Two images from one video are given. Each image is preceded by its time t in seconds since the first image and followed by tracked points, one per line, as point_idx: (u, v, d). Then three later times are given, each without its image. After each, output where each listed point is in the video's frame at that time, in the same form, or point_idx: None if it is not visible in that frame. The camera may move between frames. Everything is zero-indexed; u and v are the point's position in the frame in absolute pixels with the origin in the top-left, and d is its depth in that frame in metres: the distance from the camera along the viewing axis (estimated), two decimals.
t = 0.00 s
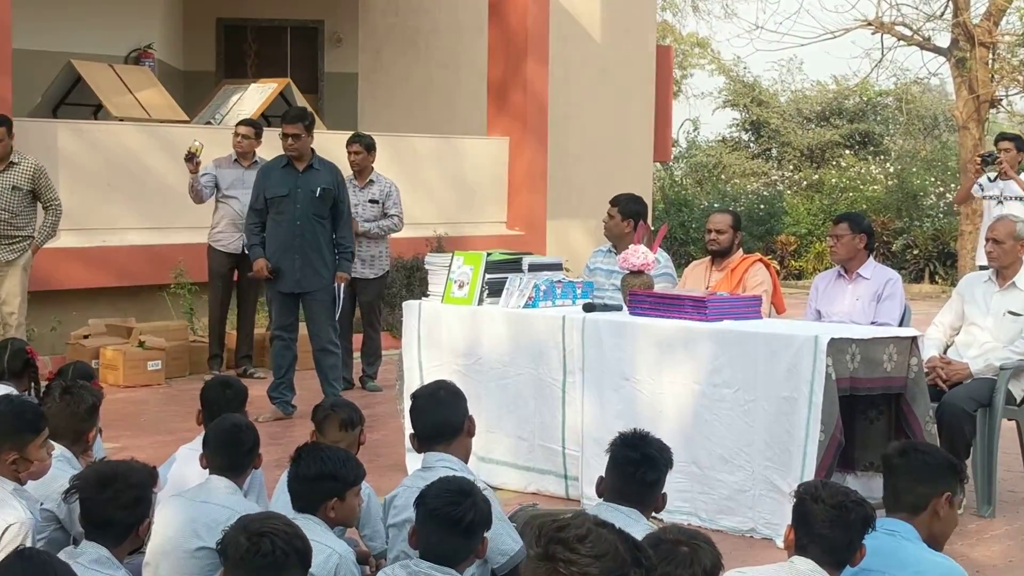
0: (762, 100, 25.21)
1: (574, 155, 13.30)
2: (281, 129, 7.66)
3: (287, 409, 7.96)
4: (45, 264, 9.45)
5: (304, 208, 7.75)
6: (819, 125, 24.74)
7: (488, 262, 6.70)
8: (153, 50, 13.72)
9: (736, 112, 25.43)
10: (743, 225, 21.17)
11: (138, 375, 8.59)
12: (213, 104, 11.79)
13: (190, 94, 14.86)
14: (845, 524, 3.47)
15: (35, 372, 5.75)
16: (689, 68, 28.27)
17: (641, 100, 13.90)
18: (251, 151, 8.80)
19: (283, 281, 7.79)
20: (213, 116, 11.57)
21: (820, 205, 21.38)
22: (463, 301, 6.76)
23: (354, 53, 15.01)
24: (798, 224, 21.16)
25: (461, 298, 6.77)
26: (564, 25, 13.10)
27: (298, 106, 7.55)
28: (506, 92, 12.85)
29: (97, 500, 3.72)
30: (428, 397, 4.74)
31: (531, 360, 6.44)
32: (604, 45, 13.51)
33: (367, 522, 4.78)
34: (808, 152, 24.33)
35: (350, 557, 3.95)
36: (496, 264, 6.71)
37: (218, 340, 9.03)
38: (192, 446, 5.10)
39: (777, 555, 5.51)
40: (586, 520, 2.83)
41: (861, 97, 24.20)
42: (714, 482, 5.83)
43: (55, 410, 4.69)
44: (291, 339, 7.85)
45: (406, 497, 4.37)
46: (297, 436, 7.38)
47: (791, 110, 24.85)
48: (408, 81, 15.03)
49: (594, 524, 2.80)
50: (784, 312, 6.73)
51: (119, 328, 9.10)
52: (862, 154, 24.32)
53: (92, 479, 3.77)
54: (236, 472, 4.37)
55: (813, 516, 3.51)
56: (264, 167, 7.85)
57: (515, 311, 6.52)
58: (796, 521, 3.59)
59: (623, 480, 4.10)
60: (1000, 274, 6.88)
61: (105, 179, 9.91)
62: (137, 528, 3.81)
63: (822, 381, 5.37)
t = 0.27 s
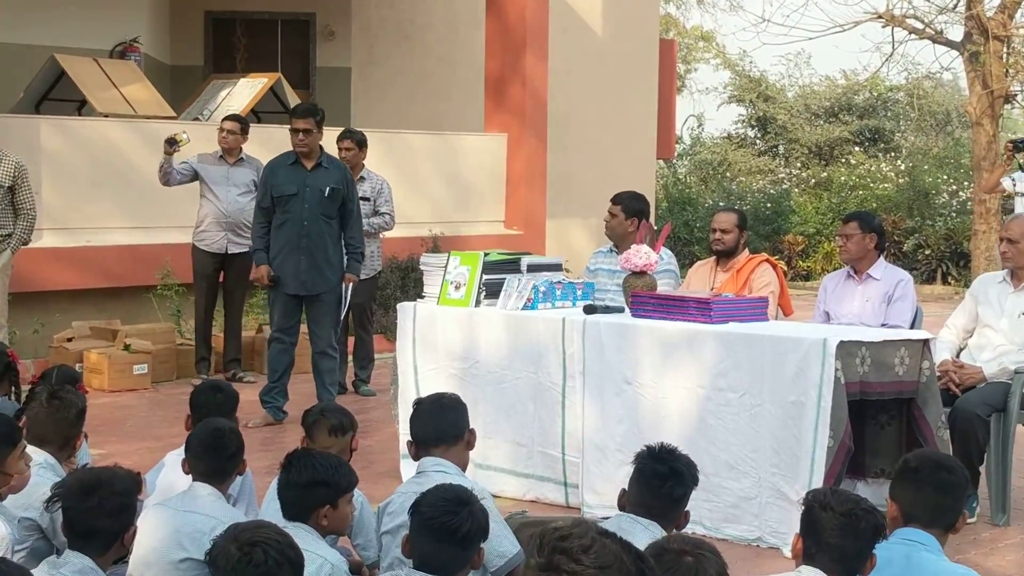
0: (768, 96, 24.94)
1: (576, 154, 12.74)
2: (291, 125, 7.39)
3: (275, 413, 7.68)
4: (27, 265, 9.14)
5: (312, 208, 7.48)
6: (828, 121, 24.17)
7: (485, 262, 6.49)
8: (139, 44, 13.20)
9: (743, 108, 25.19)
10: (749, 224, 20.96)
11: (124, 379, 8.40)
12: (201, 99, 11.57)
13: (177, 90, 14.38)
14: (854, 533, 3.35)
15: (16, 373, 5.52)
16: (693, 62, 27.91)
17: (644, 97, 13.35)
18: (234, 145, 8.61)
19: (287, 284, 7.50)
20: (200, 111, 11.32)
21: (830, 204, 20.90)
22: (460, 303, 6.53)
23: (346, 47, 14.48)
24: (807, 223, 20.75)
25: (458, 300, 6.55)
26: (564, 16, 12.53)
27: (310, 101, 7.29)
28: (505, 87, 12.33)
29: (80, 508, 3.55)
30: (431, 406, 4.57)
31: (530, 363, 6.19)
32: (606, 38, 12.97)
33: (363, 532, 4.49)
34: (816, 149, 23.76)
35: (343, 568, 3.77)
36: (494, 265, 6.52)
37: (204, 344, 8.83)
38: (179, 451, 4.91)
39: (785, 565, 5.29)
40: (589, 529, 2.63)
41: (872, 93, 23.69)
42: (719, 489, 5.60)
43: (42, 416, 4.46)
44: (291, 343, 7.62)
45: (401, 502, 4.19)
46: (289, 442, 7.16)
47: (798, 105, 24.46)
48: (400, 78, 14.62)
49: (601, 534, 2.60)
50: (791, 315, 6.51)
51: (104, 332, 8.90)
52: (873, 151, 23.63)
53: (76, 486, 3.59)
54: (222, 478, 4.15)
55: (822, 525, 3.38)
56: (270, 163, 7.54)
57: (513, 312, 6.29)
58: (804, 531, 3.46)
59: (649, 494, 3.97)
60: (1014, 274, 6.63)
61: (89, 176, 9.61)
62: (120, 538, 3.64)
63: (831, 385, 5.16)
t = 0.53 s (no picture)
0: (787, 80, 23.94)
1: (578, 143, 11.95)
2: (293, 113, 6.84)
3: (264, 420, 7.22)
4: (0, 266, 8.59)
5: (310, 204, 6.94)
6: (849, 108, 23.68)
7: (483, 260, 6.08)
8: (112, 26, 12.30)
9: (758, 94, 24.19)
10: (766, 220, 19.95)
11: (95, 386, 8.00)
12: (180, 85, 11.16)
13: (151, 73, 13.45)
14: (879, 549, 3.12)
15: None
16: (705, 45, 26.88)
17: (647, 79, 12.49)
18: (211, 133, 8.22)
19: (280, 283, 7.00)
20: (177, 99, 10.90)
21: (852, 197, 20.51)
22: (456, 303, 6.11)
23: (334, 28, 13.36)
24: (827, 218, 20.23)
25: (454, 300, 6.12)
26: None
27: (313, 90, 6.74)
28: (504, 72, 11.64)
29: (53, 523, 3.18)
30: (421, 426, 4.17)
31: (532, 368, 5.77)
32: (611, 19, 12.10)
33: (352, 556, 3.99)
34: (837, 138, 23.18)
35: None
36: (493, 263, 6.10)
37: (184, 347, 8.39)
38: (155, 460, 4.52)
39: None
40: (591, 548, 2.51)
41: (896, 79, 23.27)
42: (734, 503, 5.16)
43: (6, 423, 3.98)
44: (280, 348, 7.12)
45: (388, 516, 3.81)
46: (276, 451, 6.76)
47: (817, 91, 23.67)
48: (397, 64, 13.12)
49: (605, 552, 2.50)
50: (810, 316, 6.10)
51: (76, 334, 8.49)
52: (897, 140, 23.24)
53: (43, 500, 3.22)
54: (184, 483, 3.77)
55: (843, 540, 3.16)
56: (271, 153, 7.02)
57: (512, 312, 5.88)
58: (823, 549, 3.23)
59: (660, 507, 3.58)
60: None
61: (60, 169, 8.95)
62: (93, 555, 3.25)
63: (853, 391, 4.75)
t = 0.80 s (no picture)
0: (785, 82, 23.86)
1: (576, 143, 11.93)
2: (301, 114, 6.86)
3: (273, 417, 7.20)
4: None
5: (314, 206, 6.93)
6: (849, 110, 23.52)
7: (483, 262, 6.09)
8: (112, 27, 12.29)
9: (758, 95, 24.11)
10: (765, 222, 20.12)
11: (96, 387, 8.00)
12: (179, 87, 11.14)
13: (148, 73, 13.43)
14: (879, 551, 3.16)
15: None
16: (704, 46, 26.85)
17: (648, 85, 12.51)
18: (210, 135, 8.22)
19: (282, 284, 6.98)
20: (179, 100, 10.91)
21: (852, 199, 20.32)
22: (456, 306, 6.11)
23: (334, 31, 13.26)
24: (826, 220, 20.18)
25: (453, 303, 6.12)
26: None
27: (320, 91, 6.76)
28: (503, 73, 11.64)
29: (53, 526, 3.19)
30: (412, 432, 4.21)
31: (532, 370, 5.76)
32: (613, 21, 12.11)
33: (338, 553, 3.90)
34: (837, 140, 23.03)
35: None
36: (492, 265, 6.11)
37: (182, 349, 8.38)
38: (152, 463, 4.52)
39: None
40: (593, 551, 2.77)
41: (896, 79, 23.16)
42: (733, 506, 5.16)
43: None
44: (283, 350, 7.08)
45: (387, 522, 3.82)
46: (272, 454, 6.75)
47: (817, 92, 23.56)
48: (396, 61, 13.10)
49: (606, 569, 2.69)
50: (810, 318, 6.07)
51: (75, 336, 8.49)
52: (897, 142, 23.02)
53: (42, 503, 3.23)
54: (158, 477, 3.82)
55: (843, 542, 3.19)
56: (279, 154, 7.05)
57: (513, 315, 5.86)
58: (823, 550, 3.27)
59: (653, 508, 3.68)
60: None
61: (59, 170, 8.96)
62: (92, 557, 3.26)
63: (853, 395, 4.75)
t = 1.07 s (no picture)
0: (790, 80, 23.63)
1: (576, 142, 11.80)
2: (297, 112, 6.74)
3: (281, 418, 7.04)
4: None
5: (310, 204, 6.82)
6: (856, 108, 23.24)
7: (482, 262, 5.99)
8: (102, 23, 12.06)
9: (763, 94, 23.90)
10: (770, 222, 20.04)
11: (87, 390, 7.88)
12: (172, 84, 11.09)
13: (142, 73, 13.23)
14: (887, 557, 3.06)
15: None
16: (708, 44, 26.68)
17: (654, 83, 12.39)
18: (203, 134, 8.13)
19: (279, 285, 6.84)
20: (170, 98, 10.83)
21: (858, 199, 20.19)
22: (454, 306, 6.00)
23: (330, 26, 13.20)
24: (833, 221, 20.05)
25: (451, 304, 6.01)
26: None
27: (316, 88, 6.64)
28: (504, 72, 11.49)
29: (40, 529, 3.07)
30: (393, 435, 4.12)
31: (531, 372, 5.63)
32: (615, 15, 11.97)
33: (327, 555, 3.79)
34: (844, 138, 22.77)
35: None
36: (491, 265, 6.01)
37: (174, 351, 8.25)
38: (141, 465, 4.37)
39: None
40: (597, 556, 2.65)
41: (903, 78, 22.82)
42: (737, 510, 5.02)
43: None
44: (288, 351, 6.95)
45: (387, 529, 3.73)
46: (265, 456, 6.61)
47: (823, 91, 23.30)
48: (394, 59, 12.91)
49: None
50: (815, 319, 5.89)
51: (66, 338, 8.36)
52: (906, 141, 22.89)
53: (32, 505, 3.11)
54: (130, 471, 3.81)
55: (850, 548, 3.10)
56: (272, 154, 6.93)
57: (513, 316, 5.72)
58: (831, 557, 3.17)
59: (652, 509, 3.60)
60: None
61: (49, 169, 8.83)
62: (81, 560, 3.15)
63: (860, 396, 4.63)
